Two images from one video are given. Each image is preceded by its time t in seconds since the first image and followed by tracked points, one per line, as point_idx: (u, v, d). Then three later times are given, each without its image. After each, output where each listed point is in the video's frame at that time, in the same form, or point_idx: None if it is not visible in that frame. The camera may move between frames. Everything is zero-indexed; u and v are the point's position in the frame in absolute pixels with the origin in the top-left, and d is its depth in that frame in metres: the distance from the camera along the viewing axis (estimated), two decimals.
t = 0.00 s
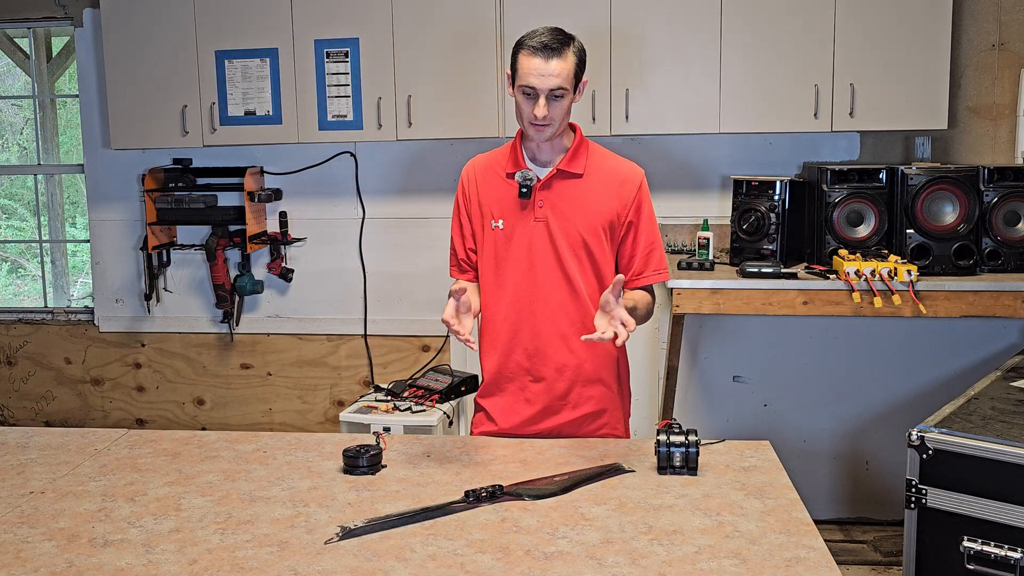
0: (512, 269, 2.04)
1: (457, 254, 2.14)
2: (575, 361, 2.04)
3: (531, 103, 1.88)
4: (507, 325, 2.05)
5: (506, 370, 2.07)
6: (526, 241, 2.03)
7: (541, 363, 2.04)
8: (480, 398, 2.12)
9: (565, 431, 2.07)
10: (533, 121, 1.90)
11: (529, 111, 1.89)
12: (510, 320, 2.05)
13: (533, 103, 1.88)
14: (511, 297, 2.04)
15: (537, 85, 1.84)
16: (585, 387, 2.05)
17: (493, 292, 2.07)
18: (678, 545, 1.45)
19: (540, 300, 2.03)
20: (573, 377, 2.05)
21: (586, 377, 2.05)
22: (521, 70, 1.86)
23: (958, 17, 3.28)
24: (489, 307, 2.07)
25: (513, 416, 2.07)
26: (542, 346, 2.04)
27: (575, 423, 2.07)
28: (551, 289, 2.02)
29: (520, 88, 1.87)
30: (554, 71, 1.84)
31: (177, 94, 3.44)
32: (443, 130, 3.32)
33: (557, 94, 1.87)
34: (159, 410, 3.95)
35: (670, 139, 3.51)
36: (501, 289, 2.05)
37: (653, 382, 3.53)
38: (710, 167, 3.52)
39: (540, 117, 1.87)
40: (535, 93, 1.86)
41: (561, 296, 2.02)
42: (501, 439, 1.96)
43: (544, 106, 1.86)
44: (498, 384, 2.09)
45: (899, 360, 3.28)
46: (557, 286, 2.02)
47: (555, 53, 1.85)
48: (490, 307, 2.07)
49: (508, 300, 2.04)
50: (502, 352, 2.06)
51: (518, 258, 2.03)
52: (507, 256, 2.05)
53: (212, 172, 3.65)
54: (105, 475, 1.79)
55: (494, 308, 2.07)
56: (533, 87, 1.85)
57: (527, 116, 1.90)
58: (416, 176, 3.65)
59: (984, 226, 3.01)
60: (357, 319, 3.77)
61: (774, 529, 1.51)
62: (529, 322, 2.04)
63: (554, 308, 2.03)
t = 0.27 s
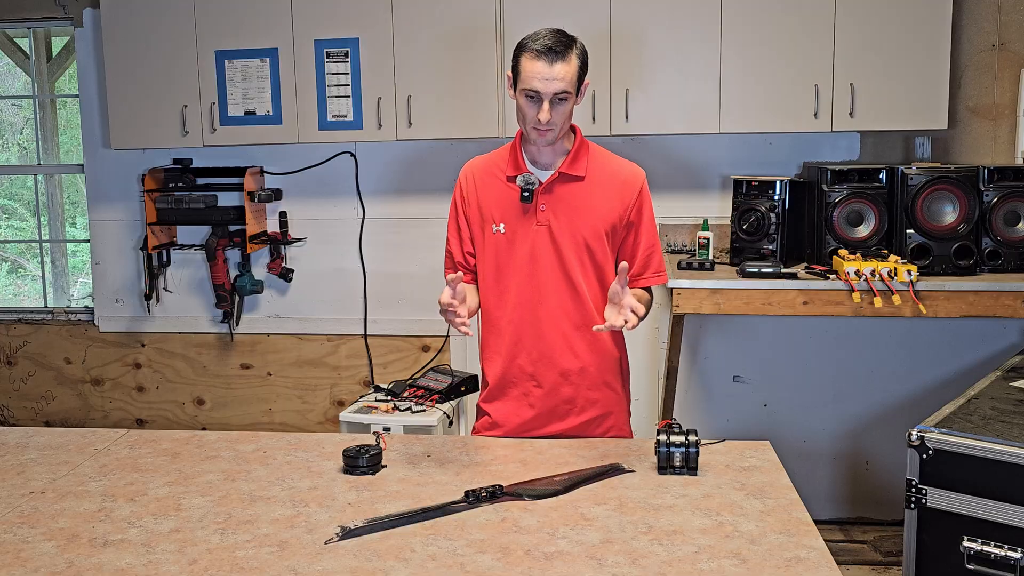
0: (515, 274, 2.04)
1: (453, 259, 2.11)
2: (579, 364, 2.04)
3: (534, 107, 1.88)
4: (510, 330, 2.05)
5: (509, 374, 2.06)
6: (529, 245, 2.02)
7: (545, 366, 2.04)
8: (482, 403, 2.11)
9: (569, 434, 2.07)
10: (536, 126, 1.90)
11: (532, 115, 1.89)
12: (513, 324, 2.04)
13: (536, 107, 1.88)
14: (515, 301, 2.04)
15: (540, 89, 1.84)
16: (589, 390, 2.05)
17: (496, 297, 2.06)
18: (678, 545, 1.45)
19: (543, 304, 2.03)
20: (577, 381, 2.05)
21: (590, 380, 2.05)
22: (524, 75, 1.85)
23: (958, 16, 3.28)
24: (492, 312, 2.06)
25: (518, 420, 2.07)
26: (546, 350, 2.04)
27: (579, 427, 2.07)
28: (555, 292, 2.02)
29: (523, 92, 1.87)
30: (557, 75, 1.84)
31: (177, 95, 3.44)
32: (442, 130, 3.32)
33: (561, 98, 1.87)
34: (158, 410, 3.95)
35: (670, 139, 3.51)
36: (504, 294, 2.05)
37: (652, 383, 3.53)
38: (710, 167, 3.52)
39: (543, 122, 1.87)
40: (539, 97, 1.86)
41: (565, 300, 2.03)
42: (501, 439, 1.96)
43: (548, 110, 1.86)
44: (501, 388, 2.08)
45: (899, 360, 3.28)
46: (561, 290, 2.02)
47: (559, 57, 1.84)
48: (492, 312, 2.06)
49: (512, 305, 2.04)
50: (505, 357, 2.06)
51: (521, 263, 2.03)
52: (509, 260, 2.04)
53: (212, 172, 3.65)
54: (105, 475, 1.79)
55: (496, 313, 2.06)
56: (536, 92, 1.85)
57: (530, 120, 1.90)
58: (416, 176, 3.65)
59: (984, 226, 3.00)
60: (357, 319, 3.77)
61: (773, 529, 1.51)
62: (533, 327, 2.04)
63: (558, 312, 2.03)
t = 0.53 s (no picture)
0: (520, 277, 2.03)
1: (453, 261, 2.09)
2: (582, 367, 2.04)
3: (539, 102, 1.88)
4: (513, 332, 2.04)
5: (512, 376, 2.06)
6: (534, 248, 2.02)
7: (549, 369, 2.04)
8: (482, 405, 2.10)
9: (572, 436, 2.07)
10: (541, 121, 1.89)
11: (537, 110, 1.89)
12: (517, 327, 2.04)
13: (541, 102, 1.88)
14: (518, 305, 2.03)
15: (545, 83, 1.84)
16: (591, 394, 2.06)
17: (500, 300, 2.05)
18: (678, 545, 1.45)
19: (547, 307, 2.02)
20: (580, 384, 2.05)
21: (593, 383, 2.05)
22: (529, 68, 1.85)
23: (958, 16, 3.28)
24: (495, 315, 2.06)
25: (521, 422, 2.06)
26: (551, 353, 2.04)
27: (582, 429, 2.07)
28: (559, 295, 2.02)
29: (528, 86, 1.87)
30: (563, 69, 1.84)
31: (177, 94, 3.44)
32: (442, 130, 3.32)
33: (566, 93, 1.87)
34: (158, 410, 3.95)
35: (670, 139, 3.51)
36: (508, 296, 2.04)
37: (652, 382, 3.53)
38: (709, 167, 3.52)
39: (547, 116, 1.87)
40: (544, 91, 1.86)
41: (569, 303, 2.02)
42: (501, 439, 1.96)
43: (553, 105, 1.86)
44: (502, 391, 2.08)
45: (899, 359, 3.28)
46: (565, 293, 2.02)
47: (564, 51, 1.84)
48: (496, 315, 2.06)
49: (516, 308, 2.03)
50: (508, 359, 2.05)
51: (525, 265, 2.02)
52: (513, 263, 2.03)
53: (212, 172, 3.65)
54: (105, 475, 1.79)
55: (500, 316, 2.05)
56: (541, 85, 1.85)
57: (535, 116, 1.89)
58: (416, 176, 3.65)
59: (984, 226, 3.01)
60: (357, 319, 3.77)
61: (773, 529, 1.51)
62: (537, 329, 2.04)
63: (561, 316, 2.03)
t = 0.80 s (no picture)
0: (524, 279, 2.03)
1: (457, 262, 2.09)
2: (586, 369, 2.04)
3: (543, 103, 1.88)
4: (517, 334, 2.04)
5: (515, 378, 2.06)
6: (538, 249, 2.01)
7: (552, 370, 2.04)
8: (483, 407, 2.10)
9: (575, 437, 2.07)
10: (546, 123, 1.89)
11: (541, 112, 1.89)
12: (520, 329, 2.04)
13: (545, 103, 1.87)
14: (522, 307, 2.03)
15: (550, 85, 1.84)
16: (593, 396, 2.06)
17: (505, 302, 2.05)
18: (678, 545, 1.45)
19: (551, 309, 2.02)
20: (583, 385, 2.05)
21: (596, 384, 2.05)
22: (534, 69, 1.85)
23: (958, 16, 3.28)
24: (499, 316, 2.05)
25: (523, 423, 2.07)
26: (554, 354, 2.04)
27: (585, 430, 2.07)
28: (563, 297, 2.02)
29: (533, 88, 1.87)
30: (568, 71, 1.84)
31: (177, 94, 3.44)
32: (442, 130, 3.32)
33: (571, 95, 1.87)
34: (158, 410, 3.95)
35: (670, 139, 3.51)
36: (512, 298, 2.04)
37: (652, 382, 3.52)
38: (709, 167, 3.52)
39: (552, 118, 1.86)
40: (549, 93, 1.86)
41: (574, 305, 2.02)
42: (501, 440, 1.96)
43: (557, 107, 1.86)
44: (503, 392, 2.07)
45: (899, 359, 3.28)
46: (569, 294, 2.02)
47: (570, 53, 1.84)
48: (500, 317, 2.05)
49: (520, 310, 2.03)
50: (512, 361, 2.05)
51: (529, 267, 2.02)
52: (517, 265, 2.03)
53: (212, 172, 3.65)
54: (105, 475, 1.79)
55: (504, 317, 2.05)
56: (547, 87, 1.85)
57: (540, 117, 1.89)
58: (416, 176, 3.65)
59: (984, 226, 3.01)
60: (357, 319, 3.77)
61: (774, 529, 1.51)
62: (540, 331, 2.03)
63: (564, 318, 2.03)
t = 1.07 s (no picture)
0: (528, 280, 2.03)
1: (456, 263, 2.08)
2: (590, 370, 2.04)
3: (547, 98, 1.87)
4: (520, 336, 2.04)
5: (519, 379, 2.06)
6: (540, 251, 2.01)
7: (556, 372, 2.04)
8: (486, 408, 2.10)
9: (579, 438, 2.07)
10: (550, 119, 1.89)
11: (546, 107, 1.88)
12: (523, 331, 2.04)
13: (549, 98, 1.87)
14: (524, 308, 2.03)
15: (554, 78, 1.84)
16: (596, 397, 2.05)
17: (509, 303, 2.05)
18: (678, 545, 1.45)
19: (555, 311, 2.02)
20: (587, 386, 2.04)
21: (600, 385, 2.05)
22: (537, 65, 1.86)
23: (958, 16, 3.28)
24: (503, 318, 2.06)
25: (527, 425, 2.07)
26: (558, 355, 2.04)
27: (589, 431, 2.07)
28: (566, 298, 2.02)
29: (536, 83, 1.87)
30: (572, 64, 1.84)
31: (177, 94, 3.44)
32: (442, 130, 3.32)
33: (575, 88, 1.87)
34: (158, 410, 3.95)
35: (670, 139, 3.51)
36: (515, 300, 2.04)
37: (652, 382, 3.52)
38: (709, 167, 3.52)
39: (557, 112, 1.86)
40: (553, 87, 1.86)
41: (577, 306, 2.02)
42: (501, 440, 1.96)
43: (562, 100, 1.86)
44: (506, 393, 2.07)
45: (899, 359, 3.28)
46: (573, 296, 2.02)
47: (572, 47, 1.85)
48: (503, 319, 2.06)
49: (523, 311, 2.03)
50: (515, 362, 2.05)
51: (533, 269, 2.02)
52: (521, 267, 2.03)
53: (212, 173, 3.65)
54: (105, 475, 1.79)
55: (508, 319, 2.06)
56: (551, 81, 1.85)
57: (545, 113, 1.89)
58: (416, 177, 3.65)
59: (984, 226, 3.01)
60: (357, 319, 3.76)
61: (773, 529, 1.51)
62: (543, 333, 2.03)
63: (568, 319, 2.02)
